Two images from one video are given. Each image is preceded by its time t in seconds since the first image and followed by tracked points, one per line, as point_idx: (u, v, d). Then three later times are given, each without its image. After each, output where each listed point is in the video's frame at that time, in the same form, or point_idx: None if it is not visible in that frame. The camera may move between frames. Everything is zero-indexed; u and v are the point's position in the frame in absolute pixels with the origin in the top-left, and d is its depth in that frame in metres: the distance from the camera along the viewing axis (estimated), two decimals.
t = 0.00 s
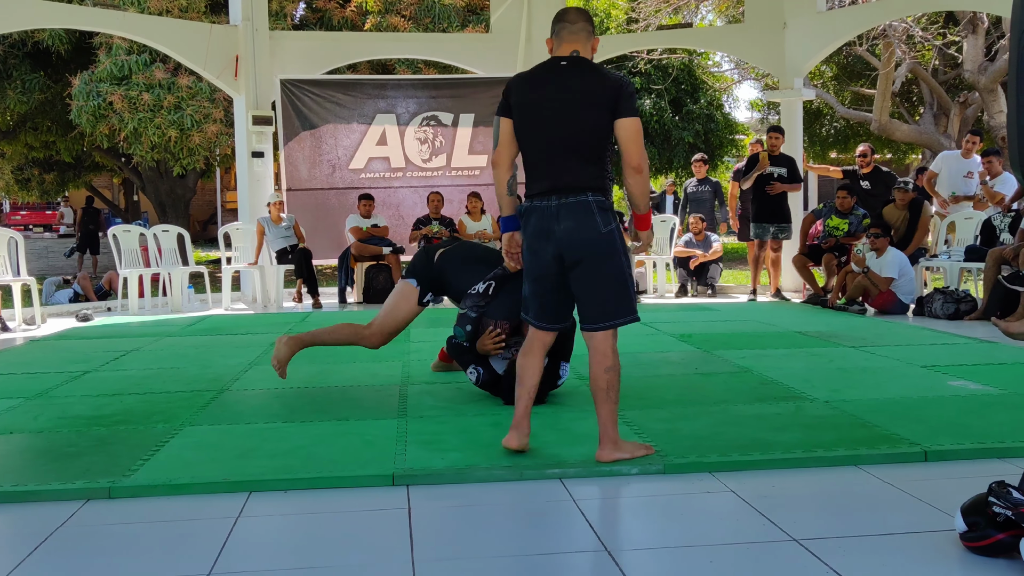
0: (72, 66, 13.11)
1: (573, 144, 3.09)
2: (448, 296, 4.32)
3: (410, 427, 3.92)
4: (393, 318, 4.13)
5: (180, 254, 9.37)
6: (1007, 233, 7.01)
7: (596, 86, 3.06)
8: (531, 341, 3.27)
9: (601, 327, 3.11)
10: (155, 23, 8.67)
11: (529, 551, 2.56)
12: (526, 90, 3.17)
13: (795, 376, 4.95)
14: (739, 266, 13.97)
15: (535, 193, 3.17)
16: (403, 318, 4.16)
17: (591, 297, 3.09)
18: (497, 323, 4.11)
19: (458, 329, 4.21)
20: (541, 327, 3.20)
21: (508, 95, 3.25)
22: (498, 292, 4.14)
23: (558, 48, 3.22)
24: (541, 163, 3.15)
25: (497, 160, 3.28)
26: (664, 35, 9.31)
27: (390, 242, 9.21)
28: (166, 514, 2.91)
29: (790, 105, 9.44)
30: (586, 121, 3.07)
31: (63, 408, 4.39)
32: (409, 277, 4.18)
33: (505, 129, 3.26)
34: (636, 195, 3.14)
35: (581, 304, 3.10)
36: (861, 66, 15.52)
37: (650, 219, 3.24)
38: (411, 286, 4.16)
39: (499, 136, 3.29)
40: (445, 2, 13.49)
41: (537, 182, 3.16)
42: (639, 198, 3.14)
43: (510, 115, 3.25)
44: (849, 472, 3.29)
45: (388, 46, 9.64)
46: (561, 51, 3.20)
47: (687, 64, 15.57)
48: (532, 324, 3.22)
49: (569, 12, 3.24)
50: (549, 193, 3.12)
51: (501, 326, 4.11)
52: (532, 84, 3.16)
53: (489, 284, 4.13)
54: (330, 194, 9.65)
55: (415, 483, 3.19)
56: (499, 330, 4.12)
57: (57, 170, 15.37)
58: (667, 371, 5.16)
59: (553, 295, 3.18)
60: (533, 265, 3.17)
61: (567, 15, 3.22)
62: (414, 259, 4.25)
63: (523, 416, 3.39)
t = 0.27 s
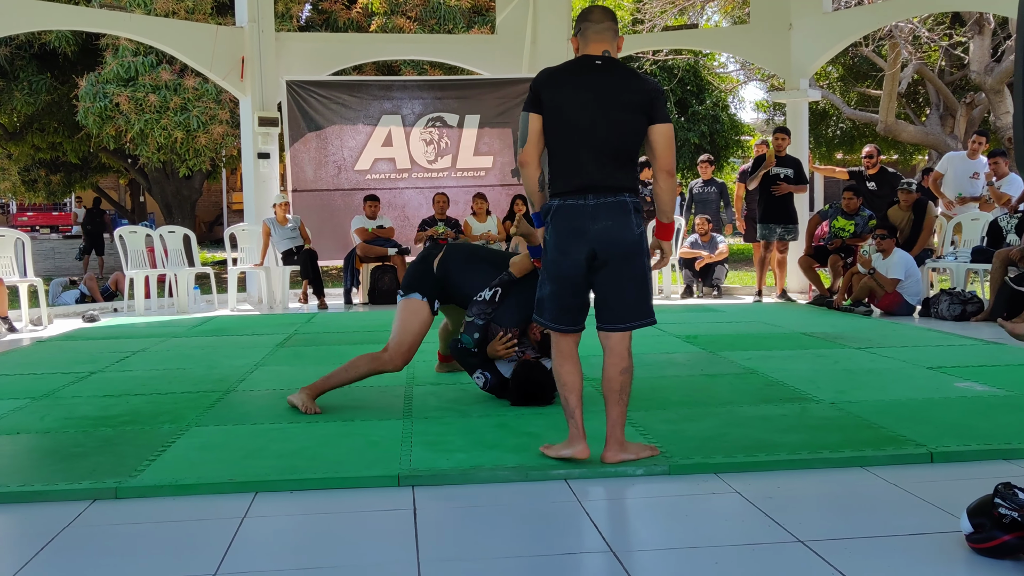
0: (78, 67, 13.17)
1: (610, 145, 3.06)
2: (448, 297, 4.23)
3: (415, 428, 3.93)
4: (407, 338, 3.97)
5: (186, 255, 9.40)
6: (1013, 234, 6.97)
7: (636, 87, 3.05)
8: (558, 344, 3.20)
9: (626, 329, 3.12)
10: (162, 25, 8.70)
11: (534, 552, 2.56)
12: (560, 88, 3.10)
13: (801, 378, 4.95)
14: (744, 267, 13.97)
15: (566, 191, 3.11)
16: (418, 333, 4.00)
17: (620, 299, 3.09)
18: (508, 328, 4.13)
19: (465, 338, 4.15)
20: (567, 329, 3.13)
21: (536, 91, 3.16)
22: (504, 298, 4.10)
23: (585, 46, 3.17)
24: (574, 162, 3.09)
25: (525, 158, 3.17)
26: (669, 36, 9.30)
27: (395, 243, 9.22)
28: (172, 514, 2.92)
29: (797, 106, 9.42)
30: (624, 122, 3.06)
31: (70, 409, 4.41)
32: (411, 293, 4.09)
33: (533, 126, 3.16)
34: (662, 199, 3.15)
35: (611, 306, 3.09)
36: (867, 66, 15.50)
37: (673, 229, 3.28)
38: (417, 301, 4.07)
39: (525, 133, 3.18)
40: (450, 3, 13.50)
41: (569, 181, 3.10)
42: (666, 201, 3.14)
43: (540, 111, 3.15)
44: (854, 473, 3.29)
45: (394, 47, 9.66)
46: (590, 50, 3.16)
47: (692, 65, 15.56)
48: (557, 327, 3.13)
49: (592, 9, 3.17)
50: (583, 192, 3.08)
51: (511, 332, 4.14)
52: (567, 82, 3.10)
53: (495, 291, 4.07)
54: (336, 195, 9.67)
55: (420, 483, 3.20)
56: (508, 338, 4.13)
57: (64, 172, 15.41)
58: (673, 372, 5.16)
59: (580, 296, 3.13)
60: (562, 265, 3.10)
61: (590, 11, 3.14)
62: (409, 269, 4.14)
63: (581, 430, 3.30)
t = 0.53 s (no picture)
0: (83, 69, 13.21)
1: (621, 145, 3.06)
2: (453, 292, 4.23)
3: (419, 429, 3.94)
4: (407, 322, 4.07)
5: (191, 256, 9.42)
6: (1018, 236, 6.98)
7: (644, 88, 3.07)
8: (568, 347, 3.13)
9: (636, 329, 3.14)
10: (167, 27, 8.74)
11: (537, 553, 2.57)
12: (568, 88, 3.08)
13: (805, 379, 4.95)
14: (748, 268, 13.96)
15: (575, 191, 3.10)
16: (417, 317, 4.10)
17: (630, 298, 3.11)
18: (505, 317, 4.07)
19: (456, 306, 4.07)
20: (581, 330, 3.10)
21: (542, 91, 3.13)
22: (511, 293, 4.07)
23: (588, 45, 3.16)
24: (583, 161, 3.08)
25: (530, 158, 3.14)
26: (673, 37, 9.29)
27: (399, 245, 9.23)
28: (177, 515, 2.93)
29: (801, 107, 9.42)
30: (632, 122, 3.07)
31: (75, 409, 4.43)
32: (414, 278, 4.15)
33: (539, 127, 3.14)
34: (660, 198, 3.21)
35: (622, 304, 3.11)
36: (872, 67, 15.48)
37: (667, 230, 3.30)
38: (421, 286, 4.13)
39: (531, 133, 3.14)
40: (455, 4, 13.51)
41: (578, 181, 3.09)
42: (664, 201, 3.20)
43: (546, 112, 3.12)
44: (859, 475, 3.29)
45: (398, 49, 9.68)
46: (593, 50, 3.15)
47: (696, 66, 15.56)
48: (571, 328, 3.10)
49: (595, 6, 3.15)
50: (594, 192, 3.07)
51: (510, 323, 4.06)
52: (575, 82, 3.08)
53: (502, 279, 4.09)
54: (340, 196, 9.68)
55: (425, 485, 3.20)
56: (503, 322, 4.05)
57: (69, 173, 15.44)
58: (677, 373, 5.16)
59: (591, 296, 3.12)
60: (574, 265, 3.08)
61: (593, 10, 3.12)
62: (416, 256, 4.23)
63: (587, 438, 3.28)
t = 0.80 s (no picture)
0: (83, 68, 13.18)
1: (620, 145, 3.01)
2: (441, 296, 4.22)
3: (421, 431, 3.88)
4: (385, 308, 3.97)
5: (191, 257, 9.36)
6: None
7: (643, 87, 3.02)
8: (572, 352, 3.08)
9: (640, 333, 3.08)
10: (167, 25, 8.68)
11: (535, 556, 2.51)
12: (565, 89, 3.03)
13: (812, 381, 4.89)
14: (752, 269, 13.89)
15: (575, 192, 3.04)
16: (396, 302, 3.99)
17: (634, 299, 3.05)
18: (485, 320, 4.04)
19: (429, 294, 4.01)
20: (585, 334, 3.04)
21: (536, 92, 3.07)
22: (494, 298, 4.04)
23: (583, 45, 3.11)
24: (582, 163, 3.02)
25: (524, 160, 3.07)
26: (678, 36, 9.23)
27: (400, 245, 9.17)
28: (174, 519, 2.88)
29: (807, 107, 9.36)
30: (631, 122, 3.02)
31: (73, 412, 4.38)
32: (391, 264, 4.04)
33: (536, 128, 3.07)
34: (657, 199, 3.17)
35: (627, 306, 3.05)
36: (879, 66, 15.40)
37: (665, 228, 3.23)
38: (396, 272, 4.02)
39: (526, 135, 3.07)
40: (457, 4, 13.45)
41: (578, 182, 3.03)
42: (661, 202, 3.16)
43: (543, 114, 3.06)
44: (868, 478, 3.23)
45: (399, 48, 9.63)
46: (588, 49, 3.10)
47: (699, 66, 15.49)
48: (575, 332, 3.03)
49: (589, 6, 3.12)
50: (594, 193, 3.02)
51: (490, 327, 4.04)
52: (571, 82, 3.03)
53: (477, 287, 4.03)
54: (341, 196, 9.62)
55: (426, 488, 3.15)
56: (489, 324, 4.01)
57: (69, 173, 15.35)
58: (682, 375, 5.10)
59: (592, 300, 3.05)
60: (577, 268, 3.02)
61: (587, 10, 3.10)
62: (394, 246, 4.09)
63: (591, 442, 3.22)
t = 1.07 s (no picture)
0: (89, 72, 13.32)
1: (624, 149, 3.08)
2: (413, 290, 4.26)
3: (424, 430, 3.96)
4: (370, 296, 4.09)
5: (196, 259, 9.46)
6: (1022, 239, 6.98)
7: (645, 90, 3.08)
8: (576, 353, 3.15)
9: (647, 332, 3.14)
10: (173, 30, 8.79)
11: (539, 555, 2.58)
12: (570, 94, 3.10)
13: (809, 381, 4.95)
14: (752, 271, 13.97)
15: (581, 195, 3.11)
16: (377, 289, 4.11)
17: (640, 300, 3.11)
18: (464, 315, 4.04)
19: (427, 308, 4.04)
20: (590, 334, 3.10)
21: (543, 98, 3.15)
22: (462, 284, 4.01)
23: (586, 48, 3.16)
24: (587, 166, 3.10)
25: (531, 164, 3.13)
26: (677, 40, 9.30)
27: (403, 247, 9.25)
28: (183, 516, 2.96)
29: (805, 110, 9.42)
30: (635, 126, 3.09)
31: (81, 411, 4.46)
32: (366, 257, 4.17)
33: (542, 133, 3.14)
34: (662, 201, 3.21)
35: (631, 306, 3.12)
36: (876, 70, 15.49)
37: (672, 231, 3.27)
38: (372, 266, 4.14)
39: (533, 139, 3.15)
40: (459, 8, 13.55)
41: (583, 185, 3.11)
42: (667, 203, 3.20)
43: (549, 119, 3.14)
44: (862, 477, 3.30)
45: (403, 52, 9.71)
46: (592, 53, 3.16)
47: (701, 69, 15.56)
48: (580, 332, 3.10)
49: (591, 10, 3.18)
50: (600, 196, 3.09)
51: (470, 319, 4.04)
52: (577, 87, 3.10)
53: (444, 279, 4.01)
54: (345, 199, 9.71)
55: (429, 486, 3.22)
56: (469, 314, 4.01)
57: (74, 176, 15.47)
58: (680, 375, 5.17)
59: (598, 300, 3.12)
60: (581, 269, 3.10)
61: (590, 13, 3.15)
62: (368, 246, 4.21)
63: (591, 441, 3.29)
